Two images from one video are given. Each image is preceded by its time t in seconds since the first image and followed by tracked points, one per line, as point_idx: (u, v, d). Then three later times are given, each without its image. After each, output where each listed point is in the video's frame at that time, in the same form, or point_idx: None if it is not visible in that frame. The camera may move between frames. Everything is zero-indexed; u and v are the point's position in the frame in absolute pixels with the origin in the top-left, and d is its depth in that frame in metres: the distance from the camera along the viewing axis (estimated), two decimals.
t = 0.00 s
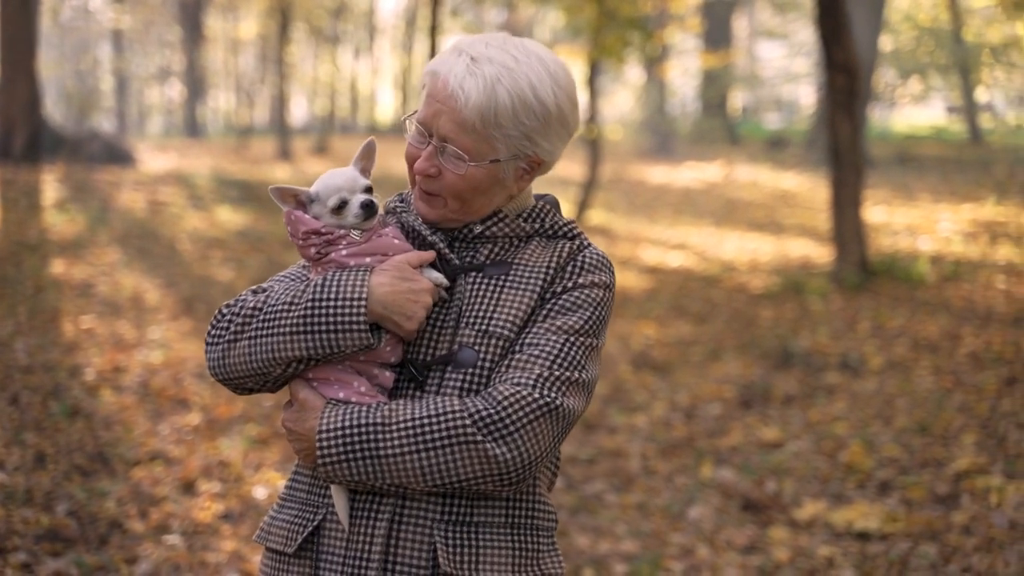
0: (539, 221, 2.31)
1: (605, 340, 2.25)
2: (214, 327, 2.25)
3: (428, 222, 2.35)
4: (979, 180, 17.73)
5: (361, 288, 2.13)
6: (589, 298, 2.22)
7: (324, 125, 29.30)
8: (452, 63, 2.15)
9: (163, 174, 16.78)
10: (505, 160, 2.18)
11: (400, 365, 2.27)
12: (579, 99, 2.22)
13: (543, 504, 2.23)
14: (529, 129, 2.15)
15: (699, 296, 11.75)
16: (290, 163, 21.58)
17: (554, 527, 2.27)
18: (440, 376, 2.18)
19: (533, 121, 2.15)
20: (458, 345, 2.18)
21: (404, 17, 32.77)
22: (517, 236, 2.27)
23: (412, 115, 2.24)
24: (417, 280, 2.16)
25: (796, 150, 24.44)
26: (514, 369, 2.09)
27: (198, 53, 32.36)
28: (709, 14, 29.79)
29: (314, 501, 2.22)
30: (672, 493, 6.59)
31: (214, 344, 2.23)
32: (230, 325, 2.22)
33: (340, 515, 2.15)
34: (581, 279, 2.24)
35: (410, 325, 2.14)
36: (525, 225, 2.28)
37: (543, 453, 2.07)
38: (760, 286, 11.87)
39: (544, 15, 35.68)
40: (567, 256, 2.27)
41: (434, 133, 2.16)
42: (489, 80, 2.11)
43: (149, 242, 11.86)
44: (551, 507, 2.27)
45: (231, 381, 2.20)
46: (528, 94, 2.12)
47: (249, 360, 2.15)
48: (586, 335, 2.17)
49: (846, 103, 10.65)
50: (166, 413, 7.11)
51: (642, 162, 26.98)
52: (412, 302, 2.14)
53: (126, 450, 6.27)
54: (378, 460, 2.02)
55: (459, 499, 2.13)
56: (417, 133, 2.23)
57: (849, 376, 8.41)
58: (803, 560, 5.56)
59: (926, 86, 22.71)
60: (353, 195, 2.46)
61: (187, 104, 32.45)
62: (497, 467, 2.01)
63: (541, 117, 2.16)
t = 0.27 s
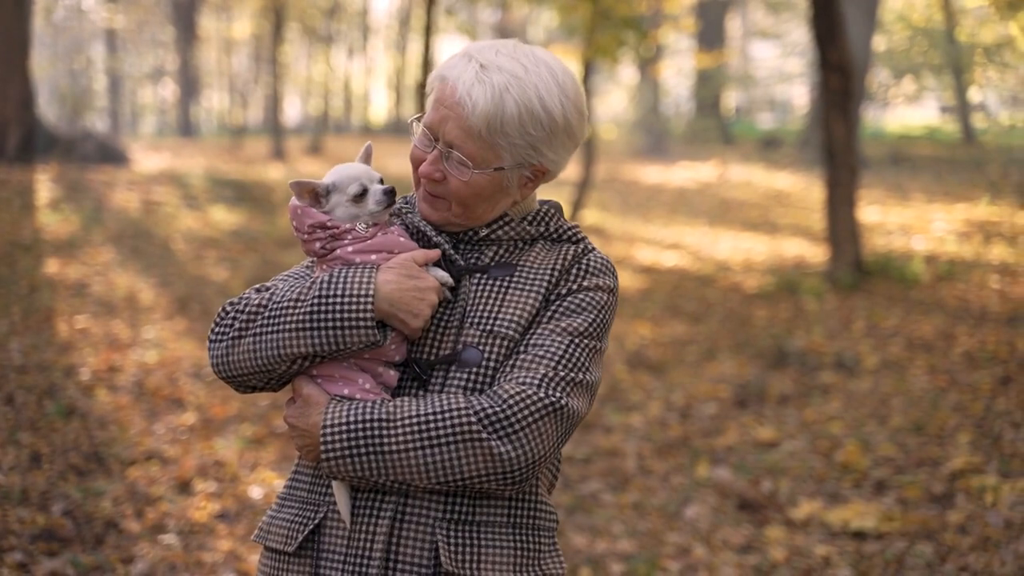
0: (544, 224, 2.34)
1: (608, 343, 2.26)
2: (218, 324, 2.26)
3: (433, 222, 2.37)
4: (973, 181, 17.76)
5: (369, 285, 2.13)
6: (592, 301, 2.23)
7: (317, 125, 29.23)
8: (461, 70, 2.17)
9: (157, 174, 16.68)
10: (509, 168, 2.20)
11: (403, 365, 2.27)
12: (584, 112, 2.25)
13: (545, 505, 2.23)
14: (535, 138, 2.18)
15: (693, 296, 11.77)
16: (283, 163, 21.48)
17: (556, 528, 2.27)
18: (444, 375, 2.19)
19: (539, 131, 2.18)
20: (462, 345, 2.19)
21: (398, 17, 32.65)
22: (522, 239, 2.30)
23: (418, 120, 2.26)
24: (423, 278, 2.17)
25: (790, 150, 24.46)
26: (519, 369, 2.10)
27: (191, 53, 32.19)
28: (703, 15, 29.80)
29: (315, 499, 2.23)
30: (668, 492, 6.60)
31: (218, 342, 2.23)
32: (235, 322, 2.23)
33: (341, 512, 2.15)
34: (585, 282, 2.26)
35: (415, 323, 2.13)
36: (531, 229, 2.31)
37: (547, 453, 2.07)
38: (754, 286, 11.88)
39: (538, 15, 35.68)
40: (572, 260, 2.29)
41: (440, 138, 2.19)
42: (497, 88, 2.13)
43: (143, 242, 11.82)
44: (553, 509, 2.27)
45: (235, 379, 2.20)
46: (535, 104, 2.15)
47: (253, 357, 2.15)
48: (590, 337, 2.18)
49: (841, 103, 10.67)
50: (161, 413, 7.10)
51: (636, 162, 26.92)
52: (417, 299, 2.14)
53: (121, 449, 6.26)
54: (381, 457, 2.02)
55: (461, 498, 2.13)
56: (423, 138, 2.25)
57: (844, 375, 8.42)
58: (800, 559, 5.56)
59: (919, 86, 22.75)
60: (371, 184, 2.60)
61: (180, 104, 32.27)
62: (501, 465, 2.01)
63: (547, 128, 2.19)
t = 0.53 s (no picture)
0: (547, 223, 2.33)
1: (612, 342, 2.25)
2: (221, 325, 2.27)
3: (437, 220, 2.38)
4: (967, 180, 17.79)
5: (370, 283, 2.13)
6: (597, 300, 2.23)
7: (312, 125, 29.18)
8: (466, 68, 2.17)
9: (151, 174, 16.61)
10: (514, 165, 2.21)
11: (407, 363, 2.27)
12: (589, 110, 2.25)
13: (550, 504, 2.23)
14: (540, 136, 2.19)
15: (689, 296, 11.77)
16: (278, 163, 21.42)
17: (560, 527, 2.27)
18: (448, 373, 2.19)
19: (544, 129, 2.19)
20: (465, 343, 2.19)
21: (393, 16, 32.58)
22: (526, 238, 2.30)
23: (423, 118, 2.26)
24: (425, 277, 2.17)
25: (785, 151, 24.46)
26: (523, 367, 2.10)
27: (185, 53, 32.07)
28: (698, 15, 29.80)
29: (320, 498, 2.23)
30: (665, 492, 6.60)
31: (220, 342, 2.24)
32: (237, 322, 2.24)
33: (345, 510, 2.15)
34: (589, 280, 2.25)
35: (418, 321, 2.13)
36: (534, 227, 2.31)
37: (551, 451, 2.07)
38: (750, 285, 11.88)
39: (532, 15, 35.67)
40: (576, 258, 2.29)
41: (445, 136, 2.19)
42: (502, 85, 2.13)
43: (138, 242, 11.79)
44: (558, 509, 2.27)
45: (238, 379, 2.21)
46: (540, 102, 2.16)
47: (256, 357, 2.16)
48: (594, 335, 2.18)
49: (836, 102, 10.68)
50: (158, 412, 7.09)
51: (631, 161, 26.88)
52: (420, 297, 2.14)
53: (118, 449, 6.25)
54: (386, 456, 2.02)
55: (465, 497, 2.13)
56: (427, 136, 2.26)
57: (841, 375, 8.42)
58: (797, 558, 5.57)
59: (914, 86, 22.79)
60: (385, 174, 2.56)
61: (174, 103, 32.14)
62: (505, 463, 2.01)
63: (551, 125, 2.19)
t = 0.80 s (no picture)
0: (551, 220, 2.34)
1: (617, 340, 2.26)
2: (224, 325, 2.26)
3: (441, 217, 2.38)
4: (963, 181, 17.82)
5: (375, 281, 2.13)
6: (601, 297, 2.23)
7: (307, 125, 29.14)
8: (477, 61, 2.18)
9: (147, 174, 16.56)
10: (523, 160, 2.21)
11: (412, 361, 2.26)
12: (597, 106, 2.27)
13: (554, 503, 2.23)
14: (550, 131, 2.19)
15: (686, 295, 11.76)
16: (273, 163, 21.38)
17: (565, 526, 2.27)
18: (452, 372, 2.19)
19: (554, 123, 2.19)
20: (470, 341, 2.19)
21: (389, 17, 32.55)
22: (530, 235, 2.30)
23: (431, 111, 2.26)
24: (429, 274, 2.17)
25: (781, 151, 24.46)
26: (528, 366, 2.11)
27: (181, 52, 31.99)
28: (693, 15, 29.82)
29: (324, 497, 2.22)
30: (663, 492, 6.60)
31: (224, 342, 2.23)
32: (241, 321, 2.23)
33: (350, 510, 2.15)
34: (594, 277, 2.25)
35: (423, 318, 2.14)
36: (538, 224, 2.31)
37: (555, 450, 2.07)
38: (747, 285, 11.88)
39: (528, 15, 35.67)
40: (580, 255, 2.29)
41: (455, 129, 2.19)
42: (515, 79, 2.14)
43: (134, 242, 11.77)
44: (563, 508, 2.27)
45: (242, 378, 2.20)
46: (551, 96, 2.17)
47: (261, 355, 2.15)
48: (598, 333, 2.18)
49: (832, 102, 10.69)
50: (155, 412, 7.08)
51: (627, 161, 26.85)
52: (424, 295, 2.15)
53: (115, 449, 6.24)
54: (391, 454, 2.02)
55: (470, 496, 2.14)
56: (435, 129, 2.26)
57: (837, 375, 8.43)
58: (796, 558, 5.57)
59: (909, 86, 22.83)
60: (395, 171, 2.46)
61: (170, 103, 32.06)
62: (510, 462, 2.02)
63: (562, 120, 2.20)
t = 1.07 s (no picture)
0: (557, 219, 2.34)
1: (622, 339, 2.25)
2: (231, 324, 2.26)
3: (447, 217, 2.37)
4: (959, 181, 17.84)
5: (380, 281, 2.13)
6: (607, 296, 2.22)
7: (304, 125, 29.09)
8: (481, 62, 2.17)
9: (144, 174, 16.51)
10: (530, 160, 2.21)
11: (417, 361, 2.26)
12: (600, 105, 2.27)
13: (560, 503, 2.23)
14: (556, 130, 2.20)
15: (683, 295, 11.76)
16: (270, 163, 21.33)
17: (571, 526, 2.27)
18: (457, 372, 2.19)
19: (559, 123, 2.20)
20: (475, 342, 2.19)
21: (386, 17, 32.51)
22: (535, 234, 2.30)
23: (435, 113, 2.25)
24: (435, 274, 2.16)
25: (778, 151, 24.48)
26: (534, 366, 2.10)
27: (178, 52, 31.90)
28: (690, 15, 29.80)
29: (330, 497, 2.22)
30: (662, 492, 6.60)
31: (231, 341, 2.24)
32: (247, 321, 2.23)
33: (357, 510, 2.15)
34: (600, 276, 2.25)
35: (428, 318, 2.13)
36: (544, 224, 2.30)
37: (561, 450, 2.07)
38: (744, 285, 11.88)
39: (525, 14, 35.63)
40: (586, 255, 2.29)
41: (462, 130, 2.18)
42: (521, 79, 2.13)
43: (130, 242, 11.75)
44: (568, 508, 2.27)
45: (249, 378, 2.21)
46: (557, 95, 2.16)
47: (267, 355, 2.16)
48: (604, 333, 2.18)
49: (830, 102, 10.69)
50: (153, 412, 7.08)
51: (624, 161, 26.82)
52: (429, 294, 2.14)
53: (114, 449, 6.24)
54: (395, 454, 2.03)
55: (475, 497, 2.13)
56: (439, 131, 2.25)
57: (836, 375, 8.42)
58: (796, 558, 5.56)
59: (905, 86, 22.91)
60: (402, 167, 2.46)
61: (166, 103, 31.98)
62: (515, 463, 2.01)
63: (567, 119, 2.21)
